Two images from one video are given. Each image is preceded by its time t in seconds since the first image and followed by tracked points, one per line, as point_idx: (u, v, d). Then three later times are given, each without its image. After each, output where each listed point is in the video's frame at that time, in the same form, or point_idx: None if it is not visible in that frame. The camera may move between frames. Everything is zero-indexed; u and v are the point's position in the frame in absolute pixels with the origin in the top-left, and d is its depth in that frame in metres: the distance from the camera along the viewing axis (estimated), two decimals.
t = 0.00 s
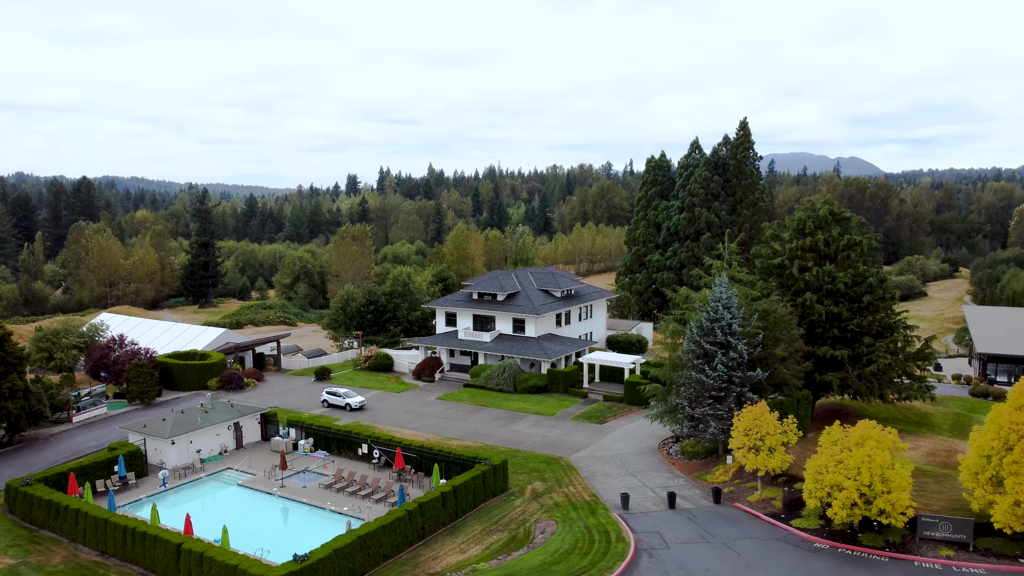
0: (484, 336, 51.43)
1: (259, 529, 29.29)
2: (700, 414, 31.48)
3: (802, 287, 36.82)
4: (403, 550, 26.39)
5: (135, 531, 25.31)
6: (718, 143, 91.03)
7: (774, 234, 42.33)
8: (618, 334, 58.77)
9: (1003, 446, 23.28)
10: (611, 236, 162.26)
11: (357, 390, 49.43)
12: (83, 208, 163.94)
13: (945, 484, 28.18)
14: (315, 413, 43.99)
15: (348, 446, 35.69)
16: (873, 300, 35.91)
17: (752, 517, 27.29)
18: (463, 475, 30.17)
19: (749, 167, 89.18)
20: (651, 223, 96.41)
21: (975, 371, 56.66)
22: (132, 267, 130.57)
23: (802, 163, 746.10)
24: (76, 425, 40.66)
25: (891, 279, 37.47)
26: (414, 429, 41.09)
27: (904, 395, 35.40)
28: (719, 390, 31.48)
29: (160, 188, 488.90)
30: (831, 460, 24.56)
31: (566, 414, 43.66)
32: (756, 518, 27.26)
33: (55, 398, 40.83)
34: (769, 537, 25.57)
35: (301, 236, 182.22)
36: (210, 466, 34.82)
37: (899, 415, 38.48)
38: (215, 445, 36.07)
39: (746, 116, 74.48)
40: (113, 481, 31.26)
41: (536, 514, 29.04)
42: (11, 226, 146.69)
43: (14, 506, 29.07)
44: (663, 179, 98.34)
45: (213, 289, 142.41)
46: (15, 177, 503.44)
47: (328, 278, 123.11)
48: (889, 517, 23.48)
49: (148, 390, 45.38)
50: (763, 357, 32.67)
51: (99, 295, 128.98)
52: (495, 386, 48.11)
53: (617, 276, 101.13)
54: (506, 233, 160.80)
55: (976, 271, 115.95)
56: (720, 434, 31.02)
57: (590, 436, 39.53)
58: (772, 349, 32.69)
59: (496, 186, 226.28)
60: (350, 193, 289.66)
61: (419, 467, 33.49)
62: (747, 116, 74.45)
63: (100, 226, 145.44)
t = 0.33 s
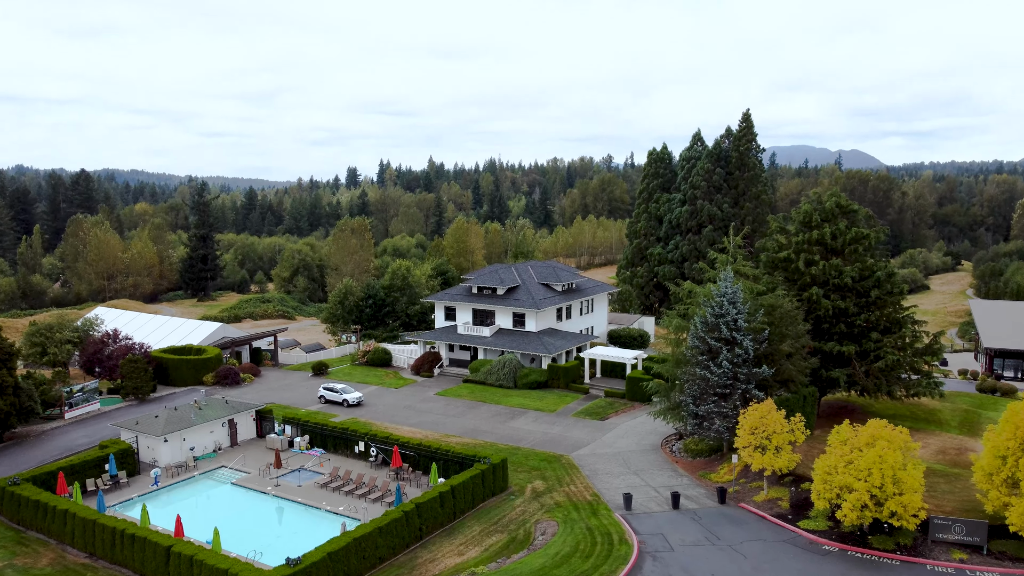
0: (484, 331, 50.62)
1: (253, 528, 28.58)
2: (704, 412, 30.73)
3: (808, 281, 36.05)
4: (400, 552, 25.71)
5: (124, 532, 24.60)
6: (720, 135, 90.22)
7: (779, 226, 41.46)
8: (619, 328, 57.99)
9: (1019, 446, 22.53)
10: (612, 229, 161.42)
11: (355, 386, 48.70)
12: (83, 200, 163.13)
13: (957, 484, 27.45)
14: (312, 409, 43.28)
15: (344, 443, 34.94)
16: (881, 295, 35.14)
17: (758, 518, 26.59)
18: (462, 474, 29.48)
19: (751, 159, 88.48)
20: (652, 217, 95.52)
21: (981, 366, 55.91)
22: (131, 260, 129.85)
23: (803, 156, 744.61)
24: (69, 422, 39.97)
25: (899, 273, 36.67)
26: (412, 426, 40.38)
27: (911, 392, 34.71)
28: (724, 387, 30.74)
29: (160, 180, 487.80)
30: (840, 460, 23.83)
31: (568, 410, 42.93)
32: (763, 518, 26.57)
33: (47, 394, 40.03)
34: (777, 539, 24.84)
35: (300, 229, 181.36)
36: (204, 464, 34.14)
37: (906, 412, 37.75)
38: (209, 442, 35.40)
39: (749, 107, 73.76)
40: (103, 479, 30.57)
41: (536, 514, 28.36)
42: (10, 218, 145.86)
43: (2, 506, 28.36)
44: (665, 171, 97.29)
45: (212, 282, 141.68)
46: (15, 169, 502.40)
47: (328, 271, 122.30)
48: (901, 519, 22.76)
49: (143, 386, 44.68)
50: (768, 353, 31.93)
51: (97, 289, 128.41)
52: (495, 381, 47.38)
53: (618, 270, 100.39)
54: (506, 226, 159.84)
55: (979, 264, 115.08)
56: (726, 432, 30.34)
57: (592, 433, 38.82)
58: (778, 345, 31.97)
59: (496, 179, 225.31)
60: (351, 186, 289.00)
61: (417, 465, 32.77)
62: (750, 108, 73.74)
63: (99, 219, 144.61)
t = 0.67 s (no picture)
0: (482, 313, 47.79)
1: (225, 535, 25.87)
2: (723, 407, 27.93)
3: (835, 262, 33.06)
4: (386, 567, 22.99)
5: (75, 547, 21.87)
6: (730, 106, 86.91)
7: (802, 201, 38.27)
8: (625, 309, 55.12)
9: None
10: (616, 203, 158.27)
11: (345, 372, 45.96)
12: (77, 173, 159.85)
13: (1006, 491, 24.66)
14: (299, 397, 40.57)
15: (330, 438, 32.19)
16: (915, 277, 32.17)
17: (785, 528, 23.85)
18: (456, 477, 26.73)
19: (762, 131, 85.31)
20: (658, 191, 92.36)
21: (1006, 349, 53.04)
22: (124, 236, 126.89)
23: (807, 130, 738.03)
24: (37, 412, 37.31)
25: (934, 253, 33.62)
26: (405, 417, 37.70)
27: (946, 382, 31.95)
28: (745, 379, 27.89)
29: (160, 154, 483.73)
30: (883, 468, 20.99)
31: (572, 398, 40.21)
32: (790, 528, 23.82)
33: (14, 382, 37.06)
34: (808, 555, 22.08)
35: (299, 203, 178.10)
36: (177, 461, 31.43)
37: (938, 403, 35.02)
38: (184, 437, 32.73)
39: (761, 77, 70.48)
40: (62, 481, 27.83)
41: (538, 521, 25.60)
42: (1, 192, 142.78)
43: None
44: (672, 144, 93.63)
45: (207, 258, 138.80)
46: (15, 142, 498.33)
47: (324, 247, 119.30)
48: (953, 537, 19.95)
49: (118, 372, 41.93)
50: (793, 342, 29.02)
51: (89, 265, 125.77)
52: (494, 366, 44.63)
53: (623, 245, 97.46)
54: (507, 201, 156.58)
55: (990, 240, 111.91)
56: (746, 429, 27.59)
57: (598, 425, 36.10)
58: (803, 333, 29.08)
59: (498, 152, 221.47)
60: (351, 160, 285.38)
61: (408, 464, 30.05)
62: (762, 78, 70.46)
63: (91, 193, 141.46)
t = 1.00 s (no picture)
0: (481, 299, 44.71)
1: (190, 555, 22.92)
2: (749, 414, 24.88)
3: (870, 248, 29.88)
4: None
5: None
6: (741, 78, 83.30)
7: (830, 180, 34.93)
8: (633, 294, 51.99)
9: None
10: (620, 178, 154.65)
11: (335, 363, 42.94)
12: (71, 148, 156.16)
13: None
14: (283, 392, 37.65)
15: (313, 442, 29.28)
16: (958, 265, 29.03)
17: (823, 556, 20.91)
18: (450, 492, 23.79)
19: (775, 104, 81.69)
20: (666, 167, 88.81)
21: None
22: (117, 212, 123.62)
23: (813, 104, 729.82)
24: None
25: (979, 238, 30.42)
26: (396, 415, 34.74)
27: (992, 381, 28.93)
28: (774, 383, 24.84)
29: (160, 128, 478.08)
30: (944, 497, 18.01)
31: (577, 392, 37.27)
32: (828, 556, 20.87)
33: None
34: None
35: (297, 178, 174.44)
36: (144, 468, 28.58)
37: (977, 402, 32.06)
38: (153, 440, 29.85)
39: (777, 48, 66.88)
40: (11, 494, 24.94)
41: (541, 544, 22.65)
42: None
43: None
44: (680, 118, 89.68)
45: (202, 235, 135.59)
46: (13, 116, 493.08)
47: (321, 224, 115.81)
48: None
49: (90, 363, 39.00)
50: (827, 340, 25.91)
51: (81, 242, 122.70)
52: (494, 357, 41.64)
53: (628, 223, 94.29)
54: (509, 176, 152.93)
55: (1005, 217, 108.43)
56: (775, 439, 24.59)
57: (606, 425, 33.17)
58: (838, 329, 25.94)
59: (499, 126, 217.32)
60: (350, 134, 281.27)
61: (397, 473, 27.16)
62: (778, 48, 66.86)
63: (83, 168, 138.01)
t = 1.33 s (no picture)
0: (481, 289, 41.54)
1: None
2: (782, 432, 21.80)
3: (914, 240, 26.69)
4: None
5: None
6: (753, 51, 79.55)
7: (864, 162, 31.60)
8: (643, 281, 48.75)
9: None
10: (624, 155, 150.83)
11: (322, 358, 39.87)
12: (63, 123, 152.40)
13: None
14: (264, 393, 34.60)
15: (290, 455, 26.31)
16: (1014, 261, 25.86)
17: None
18: (442, 522, 20.73)
19: (790, 78, 77.89)
20: (674, 144, 85.15)
21: None
22: (108, 190, 120.12)
23: (818, 79, 721.60)
24: None
25: None
26: (385, 419, 31.71)
27: None
28: (811, 398, 21.71)
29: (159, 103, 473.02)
30: None
31: (584, 393, 34.24)
32: None
33: None
34: None
35: (296, 154, 170.57)
36: (101, 485, 25.59)
37: None
38: (113, 452, 26.85)
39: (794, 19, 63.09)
40: None
41: None
42: None
43: None
44: (690, 92, 85.69)
45: (196, 213, 131.96)
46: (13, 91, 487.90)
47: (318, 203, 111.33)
48: None
49: (54, 360, 35.94)
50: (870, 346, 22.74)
51: (72, 221, 119.42)
52: (493, 352, 38.56)
53: (634, 202, 90.88)
54: (511, 152, 149.07)
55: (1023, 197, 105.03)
56: (813, 460, 21.52)
57: (616, 433, 30.15)
58: (883, 334, 22.76)
59: (501, 101, 212.88)
60: (351, 110, 276.93)
61: (383, 493, 24.19)
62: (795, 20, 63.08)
63: (74, 145, 134.26)
